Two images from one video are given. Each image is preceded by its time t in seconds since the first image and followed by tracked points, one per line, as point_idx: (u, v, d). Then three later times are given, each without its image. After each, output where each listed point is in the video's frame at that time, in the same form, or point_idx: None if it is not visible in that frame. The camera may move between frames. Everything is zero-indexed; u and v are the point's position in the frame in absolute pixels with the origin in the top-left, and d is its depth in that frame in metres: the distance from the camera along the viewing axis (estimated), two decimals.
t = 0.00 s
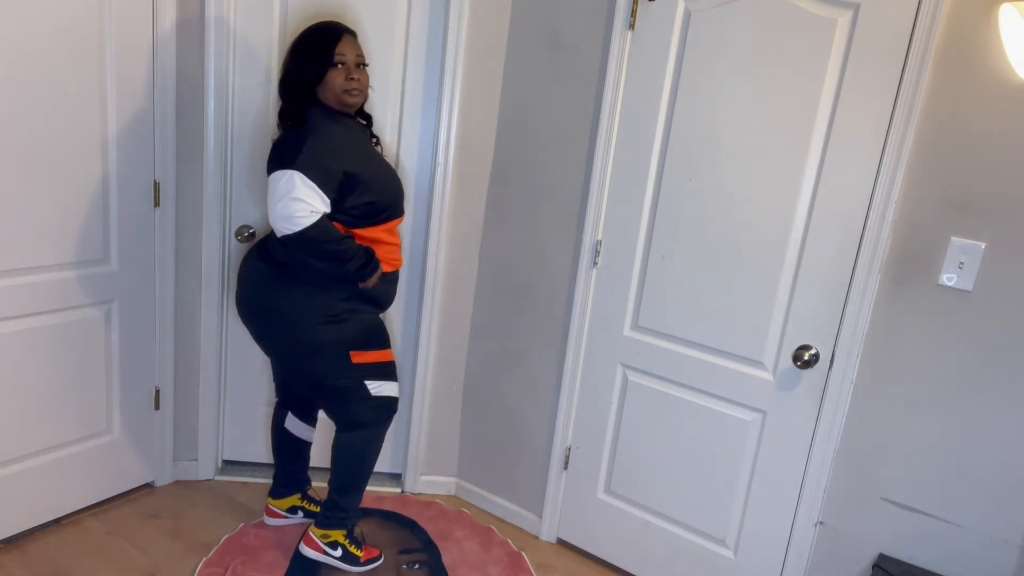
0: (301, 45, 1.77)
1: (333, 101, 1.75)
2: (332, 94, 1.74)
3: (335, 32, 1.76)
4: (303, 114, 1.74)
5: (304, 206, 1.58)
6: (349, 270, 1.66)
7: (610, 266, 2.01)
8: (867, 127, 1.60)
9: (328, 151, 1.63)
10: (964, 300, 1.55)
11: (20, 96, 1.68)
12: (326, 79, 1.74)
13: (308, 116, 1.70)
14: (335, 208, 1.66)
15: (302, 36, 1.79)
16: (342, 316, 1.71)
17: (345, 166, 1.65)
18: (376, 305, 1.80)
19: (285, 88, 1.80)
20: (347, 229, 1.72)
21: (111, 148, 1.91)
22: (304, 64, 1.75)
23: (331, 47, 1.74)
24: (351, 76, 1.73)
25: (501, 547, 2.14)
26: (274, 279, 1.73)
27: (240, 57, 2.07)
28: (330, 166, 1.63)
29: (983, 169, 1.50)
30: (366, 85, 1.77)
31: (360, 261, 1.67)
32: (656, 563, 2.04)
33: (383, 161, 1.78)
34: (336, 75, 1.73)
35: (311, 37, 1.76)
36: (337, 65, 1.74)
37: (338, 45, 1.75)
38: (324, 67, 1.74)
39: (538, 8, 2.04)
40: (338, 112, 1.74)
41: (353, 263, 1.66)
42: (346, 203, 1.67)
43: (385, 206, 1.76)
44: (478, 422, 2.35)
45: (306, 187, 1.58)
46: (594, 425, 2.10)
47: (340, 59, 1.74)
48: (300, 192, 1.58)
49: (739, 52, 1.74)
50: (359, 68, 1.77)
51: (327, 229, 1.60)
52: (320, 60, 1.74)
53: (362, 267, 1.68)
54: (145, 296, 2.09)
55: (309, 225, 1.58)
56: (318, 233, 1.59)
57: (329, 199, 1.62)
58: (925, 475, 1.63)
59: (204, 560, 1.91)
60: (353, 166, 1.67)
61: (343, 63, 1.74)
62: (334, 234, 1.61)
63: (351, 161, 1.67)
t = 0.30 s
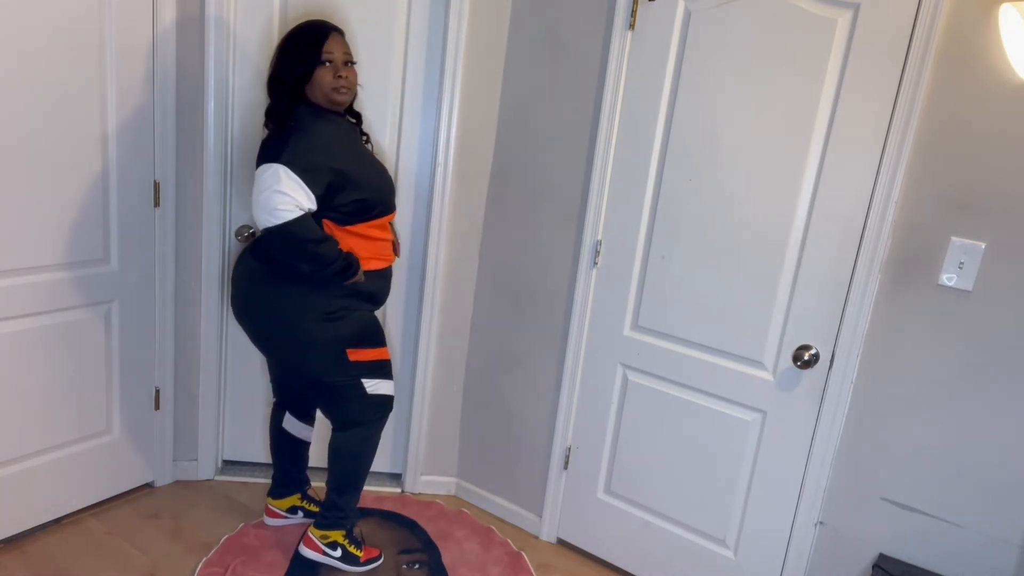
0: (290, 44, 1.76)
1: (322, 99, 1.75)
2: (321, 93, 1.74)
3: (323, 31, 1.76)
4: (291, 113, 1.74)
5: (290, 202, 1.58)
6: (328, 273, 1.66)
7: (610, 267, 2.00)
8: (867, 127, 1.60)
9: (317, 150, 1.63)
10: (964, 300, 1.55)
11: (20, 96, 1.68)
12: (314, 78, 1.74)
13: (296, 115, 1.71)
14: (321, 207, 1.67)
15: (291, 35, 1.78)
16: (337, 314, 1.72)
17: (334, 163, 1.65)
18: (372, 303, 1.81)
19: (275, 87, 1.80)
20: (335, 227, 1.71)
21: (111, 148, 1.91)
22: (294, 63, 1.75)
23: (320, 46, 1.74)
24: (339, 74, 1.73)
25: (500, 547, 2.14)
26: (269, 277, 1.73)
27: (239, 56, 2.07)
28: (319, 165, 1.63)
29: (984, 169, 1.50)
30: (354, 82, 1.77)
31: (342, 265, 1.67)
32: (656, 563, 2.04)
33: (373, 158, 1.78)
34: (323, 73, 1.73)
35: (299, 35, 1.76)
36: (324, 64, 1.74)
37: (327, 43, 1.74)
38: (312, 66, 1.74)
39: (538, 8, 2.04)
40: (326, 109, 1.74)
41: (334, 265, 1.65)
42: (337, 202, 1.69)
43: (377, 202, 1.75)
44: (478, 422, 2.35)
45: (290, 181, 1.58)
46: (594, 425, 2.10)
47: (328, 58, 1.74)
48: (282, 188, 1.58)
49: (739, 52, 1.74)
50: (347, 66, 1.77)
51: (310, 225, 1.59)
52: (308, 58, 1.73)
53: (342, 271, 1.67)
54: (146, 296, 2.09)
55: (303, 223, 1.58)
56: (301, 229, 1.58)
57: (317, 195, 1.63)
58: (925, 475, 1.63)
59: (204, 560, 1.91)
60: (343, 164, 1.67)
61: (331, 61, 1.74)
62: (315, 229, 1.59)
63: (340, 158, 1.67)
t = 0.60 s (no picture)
0: (282, 42, 1.77)
1: (312, 96, 1.75)
2: (312, 90, 1.74)
3: (314, 29, 1.76)
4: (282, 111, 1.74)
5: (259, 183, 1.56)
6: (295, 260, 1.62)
7: (610, 267, 2.00)
8: (867, 127, 1.60)
9: (302, 148, 1.64)
10: (964, 300, 1.55)
11: (20, 95, 1.68)
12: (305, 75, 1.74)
13: (284, 112, 1.71)
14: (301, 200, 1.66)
15: (283, 34, 1.78)
16: (334, 312, 1.72)
17: (317, 160, 1.65)
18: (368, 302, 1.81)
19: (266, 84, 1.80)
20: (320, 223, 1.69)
21: (111, 148, 1.91)
22: (286, 62, 1.75)
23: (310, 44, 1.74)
24: (330, 70, 1.73)
25: (500, 547, 2.14)
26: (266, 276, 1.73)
27: (239, 56, 2.07)
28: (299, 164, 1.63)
29: (984, 169, 1.50)
30: (346, 79, 1.77)
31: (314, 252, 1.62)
32: (656, 563, 2.04)
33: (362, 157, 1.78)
34: (315, 71, 1.73)
35: (290, 33, 1.76)
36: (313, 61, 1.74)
37: (318, 42, 1.74)
38: (303, 64, 1.74)
39: (538, 8, 2.05)
40: (319, 107, 1.74)
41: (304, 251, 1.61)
42: (325, 200, 1.69)
43: (364, 199, 1.75)
44: (478, 422, 2.35)
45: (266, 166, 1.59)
46: (594, 425, 2.10)
47: (319, 55, 1.74)
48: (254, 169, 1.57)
49: (739, 52, 1.74)
50: (339, 64, 1.77)
51: (280, 210, 1.58)
52: (299, 57, 1.74)
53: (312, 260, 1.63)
54: (146, 296, 2.09)
55: (273, 207, 1.57)
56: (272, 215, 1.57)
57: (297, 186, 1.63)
58: (925, 475, 1.63)
59: (204, 560, 1.91)
60: (328, 162, 1.67)
61: (323, 58, 1.74)
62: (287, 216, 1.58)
63: (327, 155, 1.67)
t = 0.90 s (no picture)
0: (283, 40, 1.77)
1: (311, 95, 1.75)
2: (311, 89, 1.74)
3: (315, 29, 1.76)
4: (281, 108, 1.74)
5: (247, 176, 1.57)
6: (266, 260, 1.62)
7: (610, 266, 2.00)
8: (867, 127, 1.60)
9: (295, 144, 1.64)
10: (964, 300, 1.55)
11: (20, 95, 1.68)
12: (303, 74, 1.74)
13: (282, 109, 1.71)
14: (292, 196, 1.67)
15: (284, 32, 1.78)
16: (332, 312, 1.71)
17: (311, 157, 1.65)
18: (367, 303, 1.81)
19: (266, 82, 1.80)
20: (313, 220, 1.70)
21: (111, 148, 1.91)
22: (287, 60, 1.75)
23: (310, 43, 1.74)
24: (330, 70, 1.73)
25: (500, 547, 2.14)
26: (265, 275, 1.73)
27: (239, 56, 2.07)
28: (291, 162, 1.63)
29: (984, 169, 1.50)
30: (345, 79, 1.77)
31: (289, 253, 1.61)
32: (656, 563, 2.04)
33: (362, 155, 1.77)
34: (314, 70, 1.73)
35: (292, 32, 1.76)
36: (313, 60, 1.74)
37: (318, 41, 1.74)
38: (303, 64, 1.74)
39: (538, 8, 2.05)
40: (319, 107, 1.74)
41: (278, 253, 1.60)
42: (318, 197, 1.69)
43: (360, 199, 1.74)
44: (478, 422, 2.35)
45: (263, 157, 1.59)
46: (594, 425, 2.10)
47: (319, 54, 1.74)
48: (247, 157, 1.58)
49: (738, 52, 1.74)
50: (339, 63, 1.77)
51: (263, 205, 1.58)
52: (299, 56, 1.74)
53: (284, 263, 1.62)
54: (146, 297, 2.09)
55: (256, 200, 1.57)
56: (256, 209, 1.57)
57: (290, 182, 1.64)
58: (925, 475, 1.63)
59: (204, 560, 1.91)
60: (323, 159, 1.67)
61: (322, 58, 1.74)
62: (270, 212, 1.59)
63: (323, 152, 1.67)
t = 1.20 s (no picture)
0: (287, 40, 1.77)
1: (314, 95, 1.75)
2: (315, 89, 1.74)
3: (320, 29, 1.77)
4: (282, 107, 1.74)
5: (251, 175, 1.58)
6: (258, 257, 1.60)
7: (610, 266, 2.01)
8: (867, 127, 1.60)
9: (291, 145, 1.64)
10: (964, 300, 1.55)
11: (20, 95, 1.68)
12: (307, 74, 1.74)
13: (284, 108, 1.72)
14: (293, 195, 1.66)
15: (289, 33, 1.79)
16: (332, 312, 1.71)
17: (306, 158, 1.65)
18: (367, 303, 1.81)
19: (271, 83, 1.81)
20: (308, 226, 1.68)
21: (111, 148, 1.91)
22: (291, 59, 1.75)
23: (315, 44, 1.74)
24: (334, 70, 1.74)
25: (500, 547, 2.14)
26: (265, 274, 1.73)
27: (239, 56, 2.07)
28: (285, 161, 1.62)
29: (984, 169, 1.50)
30: (350, 80, 1.77)
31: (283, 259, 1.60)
32: (656, 563, 2.04)
33: (364, 155, 1.77)
34: (318, 70, 1.73)
35: (296, 32, 1.77)
36: (318, 60, 1.74)
37: (324, 42, 1.75)
38: (307, 63, 1.74)
39: (537, 8, 2.05)
40: (322, 106, 1.74)
41: (269, 255, 1.58)
42: (316, 196, 1.68)
43: (360, 198, 1.73)
44: (478, 422, 2.35)
45: (271, 156, 1.60)
46: (594, 425, 2.10)
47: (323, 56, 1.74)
48: (255, 156, 1.59)
49: (738, 52, 1.74)
50: (343, 64, 1.77)
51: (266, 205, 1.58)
52: (303, 56, 1.74)
53: (280, 265, 1.61)
54: (146, 297, 2.09)
55: (258, 200, 1.57)
56: (255, 206, 1.56)
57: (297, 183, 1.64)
58: (925, 475, 1.63)
59: (204, 560, 1.91)
60: (324, 158, 1.67)
61: (326, 57, 1.74)
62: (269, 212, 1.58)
63: (324, 150, 1.67)
